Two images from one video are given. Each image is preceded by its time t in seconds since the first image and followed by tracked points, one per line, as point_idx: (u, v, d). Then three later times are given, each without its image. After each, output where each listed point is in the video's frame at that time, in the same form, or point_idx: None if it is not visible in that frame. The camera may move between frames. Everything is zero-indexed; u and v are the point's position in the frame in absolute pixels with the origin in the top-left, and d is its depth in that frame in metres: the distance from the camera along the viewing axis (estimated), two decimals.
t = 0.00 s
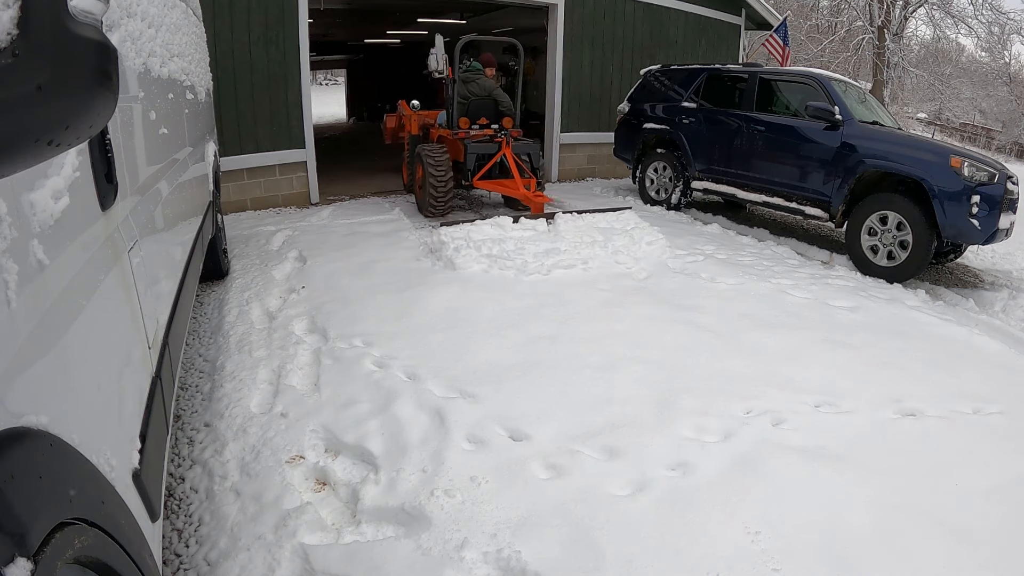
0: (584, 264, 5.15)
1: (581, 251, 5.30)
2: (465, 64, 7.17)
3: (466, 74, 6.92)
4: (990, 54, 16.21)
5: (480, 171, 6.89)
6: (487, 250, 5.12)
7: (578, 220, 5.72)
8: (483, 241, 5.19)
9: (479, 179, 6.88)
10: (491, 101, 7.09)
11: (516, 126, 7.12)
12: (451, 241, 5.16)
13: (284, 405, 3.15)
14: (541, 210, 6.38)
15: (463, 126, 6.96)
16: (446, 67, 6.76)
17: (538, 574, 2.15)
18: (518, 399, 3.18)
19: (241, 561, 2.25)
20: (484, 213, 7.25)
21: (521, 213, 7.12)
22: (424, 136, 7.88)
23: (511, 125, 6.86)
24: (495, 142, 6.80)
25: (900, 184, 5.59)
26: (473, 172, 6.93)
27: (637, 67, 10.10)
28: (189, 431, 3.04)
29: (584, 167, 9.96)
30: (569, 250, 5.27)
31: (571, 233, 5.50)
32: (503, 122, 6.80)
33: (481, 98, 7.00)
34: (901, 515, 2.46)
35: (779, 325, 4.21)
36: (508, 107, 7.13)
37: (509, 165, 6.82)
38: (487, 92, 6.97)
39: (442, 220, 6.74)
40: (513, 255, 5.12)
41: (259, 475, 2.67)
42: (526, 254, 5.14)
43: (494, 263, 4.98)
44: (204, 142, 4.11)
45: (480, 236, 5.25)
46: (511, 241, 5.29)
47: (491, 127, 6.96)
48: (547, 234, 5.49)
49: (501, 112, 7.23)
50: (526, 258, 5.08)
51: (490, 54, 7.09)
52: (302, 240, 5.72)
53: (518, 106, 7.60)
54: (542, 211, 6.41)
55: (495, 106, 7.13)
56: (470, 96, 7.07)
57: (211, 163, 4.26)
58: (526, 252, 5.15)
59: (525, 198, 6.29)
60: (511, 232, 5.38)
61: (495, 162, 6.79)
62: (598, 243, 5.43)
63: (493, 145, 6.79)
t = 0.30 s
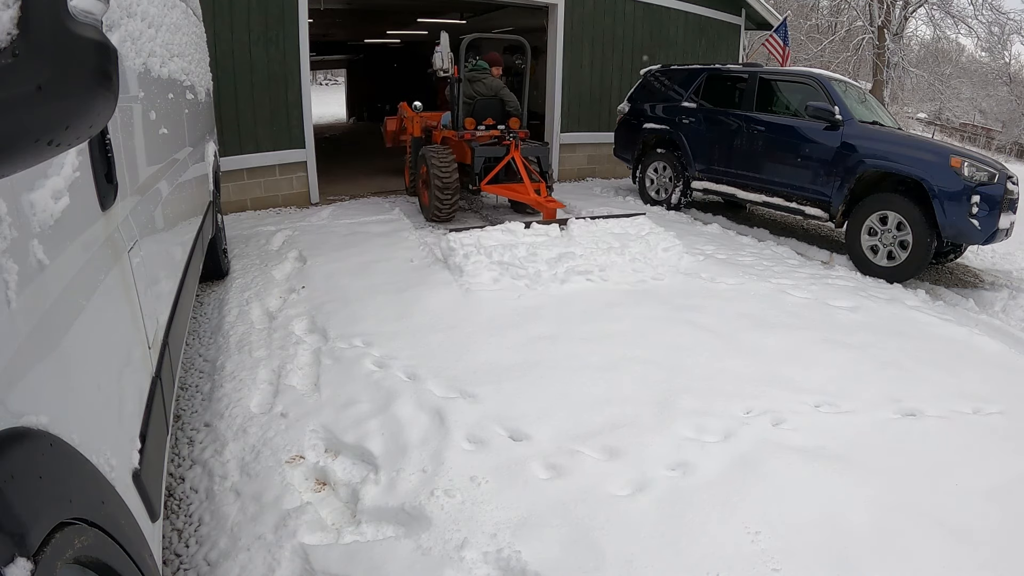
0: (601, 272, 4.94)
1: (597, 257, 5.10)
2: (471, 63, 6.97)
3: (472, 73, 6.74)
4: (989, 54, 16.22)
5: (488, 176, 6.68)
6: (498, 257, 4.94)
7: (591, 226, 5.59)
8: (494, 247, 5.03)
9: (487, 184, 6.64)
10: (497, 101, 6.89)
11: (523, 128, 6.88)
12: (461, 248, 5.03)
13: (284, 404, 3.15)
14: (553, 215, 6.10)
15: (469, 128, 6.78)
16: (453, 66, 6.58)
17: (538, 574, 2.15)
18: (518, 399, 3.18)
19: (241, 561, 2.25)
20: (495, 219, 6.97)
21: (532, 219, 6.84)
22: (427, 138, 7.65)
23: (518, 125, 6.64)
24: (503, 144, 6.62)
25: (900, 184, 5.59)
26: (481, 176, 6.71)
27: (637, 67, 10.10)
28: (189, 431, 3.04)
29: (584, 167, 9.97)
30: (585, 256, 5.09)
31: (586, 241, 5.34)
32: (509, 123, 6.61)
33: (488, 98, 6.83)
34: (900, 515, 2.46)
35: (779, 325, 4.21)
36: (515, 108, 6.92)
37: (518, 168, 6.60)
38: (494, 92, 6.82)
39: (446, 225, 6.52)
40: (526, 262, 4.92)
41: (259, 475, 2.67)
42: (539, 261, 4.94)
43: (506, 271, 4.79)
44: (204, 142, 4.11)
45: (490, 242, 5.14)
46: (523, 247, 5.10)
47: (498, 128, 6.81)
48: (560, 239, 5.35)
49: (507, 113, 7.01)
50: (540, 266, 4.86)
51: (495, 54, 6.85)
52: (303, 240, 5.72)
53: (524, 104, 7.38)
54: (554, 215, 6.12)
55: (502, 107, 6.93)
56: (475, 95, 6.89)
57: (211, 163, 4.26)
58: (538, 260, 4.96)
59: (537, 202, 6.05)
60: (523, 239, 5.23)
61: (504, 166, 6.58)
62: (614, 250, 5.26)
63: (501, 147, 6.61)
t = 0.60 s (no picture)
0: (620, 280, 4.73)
1: (615, 263, 4.91)
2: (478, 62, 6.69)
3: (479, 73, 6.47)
4: (989, 54, 16.22)
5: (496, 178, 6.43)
6: (512, 262, 4.78)
7: (606, 230, 5.39)
8: (507, 252, 4.85)
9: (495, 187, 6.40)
10: (505, 102, 6.67)
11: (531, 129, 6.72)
12: (472, 253, 4.86)
13: (284, 405, 3.15)
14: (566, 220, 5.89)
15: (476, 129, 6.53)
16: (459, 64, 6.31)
17: (538, 574, 2.15)
18: (518, 399, 3.18)
19: (241, 561, 2.25)
20: (498, 221, 6.95)
21: (544, 223, 6.67)
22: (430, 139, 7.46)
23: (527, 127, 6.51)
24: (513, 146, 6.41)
25: (900, 184, 5.59)
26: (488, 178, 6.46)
27: (637, 67, 10.10)
28: (189, 431, 3.04)
29: (584, 167, 9.97)
30: (603, 262, 4.88)
31: (602, 244, 5.16)
32: (518, 125, 6.46)
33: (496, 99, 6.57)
34: (900, 515, 2.46)
35: (779, 325, 4.22)
36: (524, 109, 6.71)
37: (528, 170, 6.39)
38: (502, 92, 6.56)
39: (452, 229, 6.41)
40: (542, 268, 4.72)
41: (259, 475, 2.67)
42: (555, 268, 4.74)
43: (521, 276, 4.61)
44: (204, 142, 4.11)
45: (502, 246, 4.95)
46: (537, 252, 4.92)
47: (506, 129, 6.61)
48: (575, 243, 5.14)
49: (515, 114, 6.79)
50: (556, 273, 4.67)
51: (502, 52, 6.64)
52: (303, 240, 5.72)
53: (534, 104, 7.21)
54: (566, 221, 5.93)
55: (509, 108, 6.71)
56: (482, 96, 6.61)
57: (211, 163, 4.27)
58: (555, 266, 4.75)
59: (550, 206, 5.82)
60: (537, 243, 5.03)
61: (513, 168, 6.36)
62: (631, 256, 5.06)
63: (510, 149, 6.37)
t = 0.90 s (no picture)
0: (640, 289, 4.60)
1: (634, 271, 4.77)
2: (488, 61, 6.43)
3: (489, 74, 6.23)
4: (989, 54, 16.22)
5: (506, 180, 6.28)
6: (528, 270, 4.61)
7: (621, 235, 5.35)
8: (523, 259, 4.70)
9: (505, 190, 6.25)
10: (515, 103, 6.49)
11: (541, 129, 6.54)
12: (485, 260, 4.72)
13: (284, 405, 3.15)
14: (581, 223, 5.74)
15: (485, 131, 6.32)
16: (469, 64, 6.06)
17: (538, 574, 2.15)
18: (518, 399, 3.18)
19: (241, 561, 2.25)
20: (501, 224, 6.93)
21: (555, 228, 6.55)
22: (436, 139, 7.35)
23: (536, 129, 6.32)
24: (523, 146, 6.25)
25: (900, 184, 5.59)
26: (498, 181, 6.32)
27: (637, 67, 10.10)
28: (189, 431, 3.04)
29: (584, 167, 9.97)
30: (622, 270, 4.74)
31: (618, 250, 5.07)
32: (528, 127, 6.31)
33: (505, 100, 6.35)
34: (900, 515, 2.46)
35: (779, 325, 4.22)
36: (534, 111, 6.52)
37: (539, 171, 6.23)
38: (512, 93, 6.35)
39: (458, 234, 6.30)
40: (559, 278, 4.55)
41: (259, 475, 2.67)
42: (574, 277, 4.57)
43: (538, 286, 4.42)
44: (204, 142, 4.11)
45: (517, 252, 4.83)
46: (553, 259, 4.75)
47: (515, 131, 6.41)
48: (591, 249, 5.05)
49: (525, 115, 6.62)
50: (574, 283, 4.51)
51: (513, 51, 6.35)
52: (303, 240, 5.72)
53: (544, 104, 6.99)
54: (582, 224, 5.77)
55: (519, 109, 6.53)
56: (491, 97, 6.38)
57: (211, 163, 4.27)
58: (573, 275, 4.59)
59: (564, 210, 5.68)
60: (552, 249, 4.94)
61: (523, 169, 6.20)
62: (649, 263, 4.96)
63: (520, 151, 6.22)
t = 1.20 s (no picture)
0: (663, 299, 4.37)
1: (656, 280, 4.53)
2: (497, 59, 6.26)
3: (499, 72, 6.06)
4: (989, 54, 16.22)
5: (517, 183, 6.09)
6: (546, 281, 4.37)
7: (638, 239, 5.09)
8: (540, 268, 4.46)
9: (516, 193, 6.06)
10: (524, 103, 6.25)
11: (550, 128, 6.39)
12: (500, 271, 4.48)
13: (284, 404, 3.15)
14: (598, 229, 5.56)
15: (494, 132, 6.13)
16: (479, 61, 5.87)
17: (538, 574, 2.14)
18: (518, 399, 3.18)
19: (241, 561, 2.25)
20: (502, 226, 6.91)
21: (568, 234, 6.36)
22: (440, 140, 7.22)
23: (545, 130, 6.17)
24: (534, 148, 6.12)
25: (900, 184, 5.59)
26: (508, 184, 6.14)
27: (637, 67, 10.10)
28: (189, 431, 3.04)
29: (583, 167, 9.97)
30: (644, 279, 4.51)
31: (637, 255, 4.85)
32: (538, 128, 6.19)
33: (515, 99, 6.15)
34: (900, 515, 2.46)
35: (779, 325, 4.21)
36: (543, 111, 6.31)
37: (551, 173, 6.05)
38: (522, 92, 6.16)
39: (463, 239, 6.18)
40: (579, 289, 4.32)
41: (259, 475, 2.67)
42: (594, 287, 4.35)
43: (556, 298, 4.21)
44: (204, 142, 4.11)
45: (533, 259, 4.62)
46: (572, 268, 4.50)
47: (524, 132, 6.24)
48: (609, 256, 4.81)
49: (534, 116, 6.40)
50: (595, 293, 4.29)
51: (523, 50, 6.18)
52: (303, 240, 5.72)
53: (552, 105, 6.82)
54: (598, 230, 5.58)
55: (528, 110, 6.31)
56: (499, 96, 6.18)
57: (211, 163, 4.27)
58: (593, 285, 4.36)
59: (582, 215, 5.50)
60: (569, 257, 4.69)
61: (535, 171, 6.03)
62: (671, 271, 4.70)
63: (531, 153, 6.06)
